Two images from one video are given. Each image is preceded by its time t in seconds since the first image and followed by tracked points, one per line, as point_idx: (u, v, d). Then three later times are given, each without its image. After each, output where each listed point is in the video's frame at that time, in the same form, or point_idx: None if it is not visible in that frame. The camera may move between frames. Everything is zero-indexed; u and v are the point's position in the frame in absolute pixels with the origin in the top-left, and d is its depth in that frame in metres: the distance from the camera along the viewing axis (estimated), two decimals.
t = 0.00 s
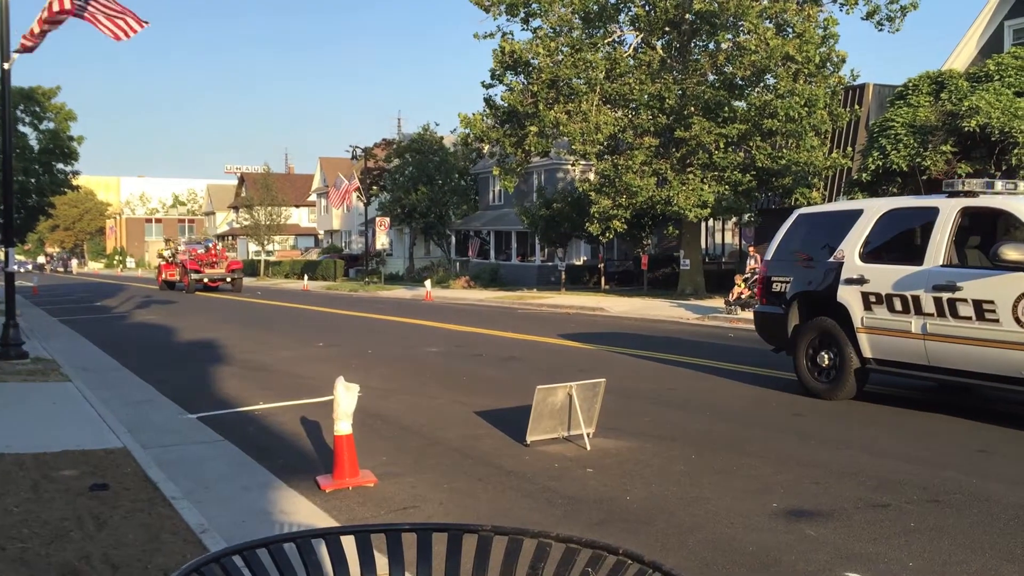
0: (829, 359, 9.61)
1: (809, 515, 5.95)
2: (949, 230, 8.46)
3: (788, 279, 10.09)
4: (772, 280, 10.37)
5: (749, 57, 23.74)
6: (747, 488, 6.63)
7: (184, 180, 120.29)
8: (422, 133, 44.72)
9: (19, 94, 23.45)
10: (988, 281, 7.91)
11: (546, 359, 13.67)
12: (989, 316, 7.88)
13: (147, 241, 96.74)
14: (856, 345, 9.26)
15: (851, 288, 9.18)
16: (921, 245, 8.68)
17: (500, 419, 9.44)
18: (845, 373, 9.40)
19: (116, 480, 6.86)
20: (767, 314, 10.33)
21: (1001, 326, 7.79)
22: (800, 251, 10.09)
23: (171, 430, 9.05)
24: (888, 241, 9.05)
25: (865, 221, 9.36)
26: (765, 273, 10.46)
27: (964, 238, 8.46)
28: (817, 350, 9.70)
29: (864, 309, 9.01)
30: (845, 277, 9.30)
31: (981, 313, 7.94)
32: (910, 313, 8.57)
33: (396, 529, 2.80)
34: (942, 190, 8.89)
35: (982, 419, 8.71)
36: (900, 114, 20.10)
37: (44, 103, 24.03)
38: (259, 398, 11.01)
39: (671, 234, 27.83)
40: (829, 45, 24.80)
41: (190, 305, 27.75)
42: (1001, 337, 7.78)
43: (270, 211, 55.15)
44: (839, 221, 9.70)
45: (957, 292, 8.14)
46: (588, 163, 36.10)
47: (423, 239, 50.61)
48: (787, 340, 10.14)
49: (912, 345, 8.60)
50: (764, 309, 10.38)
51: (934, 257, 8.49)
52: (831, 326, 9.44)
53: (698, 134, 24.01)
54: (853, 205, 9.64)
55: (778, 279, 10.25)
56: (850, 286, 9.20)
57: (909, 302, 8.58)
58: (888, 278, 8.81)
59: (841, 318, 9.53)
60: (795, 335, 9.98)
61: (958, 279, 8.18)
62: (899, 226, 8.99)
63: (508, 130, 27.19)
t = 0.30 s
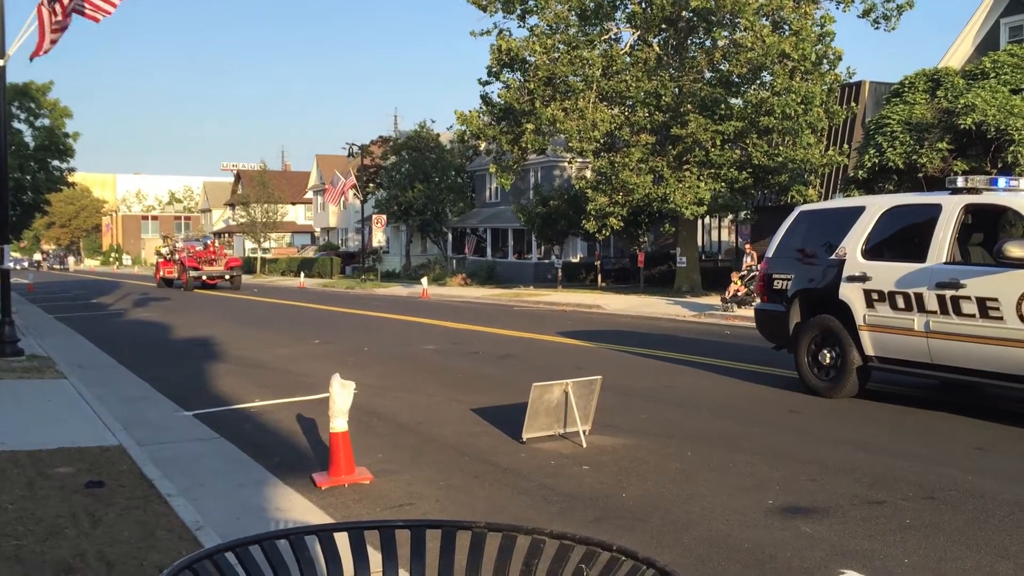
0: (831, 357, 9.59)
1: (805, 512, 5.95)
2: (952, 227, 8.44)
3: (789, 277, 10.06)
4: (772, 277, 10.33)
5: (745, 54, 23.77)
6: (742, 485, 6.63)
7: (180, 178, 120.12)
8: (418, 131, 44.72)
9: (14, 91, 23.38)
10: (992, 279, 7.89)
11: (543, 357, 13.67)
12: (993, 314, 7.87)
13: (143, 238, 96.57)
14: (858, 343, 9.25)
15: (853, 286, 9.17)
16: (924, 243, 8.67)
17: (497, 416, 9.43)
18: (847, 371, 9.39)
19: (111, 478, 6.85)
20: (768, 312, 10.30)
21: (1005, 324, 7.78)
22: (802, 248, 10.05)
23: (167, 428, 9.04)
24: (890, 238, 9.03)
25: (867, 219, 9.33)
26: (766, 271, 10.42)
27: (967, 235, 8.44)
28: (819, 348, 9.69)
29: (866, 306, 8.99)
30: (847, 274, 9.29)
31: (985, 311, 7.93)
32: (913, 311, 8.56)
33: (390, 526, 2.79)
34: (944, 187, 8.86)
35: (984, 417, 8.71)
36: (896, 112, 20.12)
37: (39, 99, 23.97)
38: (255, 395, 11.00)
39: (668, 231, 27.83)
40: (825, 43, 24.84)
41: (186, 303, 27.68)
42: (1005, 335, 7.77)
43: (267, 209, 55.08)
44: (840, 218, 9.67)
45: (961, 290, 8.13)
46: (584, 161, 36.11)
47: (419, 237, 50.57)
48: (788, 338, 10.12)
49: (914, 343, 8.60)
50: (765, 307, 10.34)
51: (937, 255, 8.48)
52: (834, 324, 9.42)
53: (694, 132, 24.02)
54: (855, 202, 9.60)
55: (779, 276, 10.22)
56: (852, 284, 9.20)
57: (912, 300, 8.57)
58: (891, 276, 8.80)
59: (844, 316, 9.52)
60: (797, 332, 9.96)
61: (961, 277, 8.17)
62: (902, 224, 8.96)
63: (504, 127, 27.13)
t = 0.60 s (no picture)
0: (834, 351, 9.55)
1: (804, 506, 5.95)
2: (957, 222, 8.41)
3: (793, 270, 10.00)
4: (775, 272, 10.26)
5: (744, 47, 23.73)
6: (741, 479, 6.63)
7: (178, 173, 119.92)
8: (417, 125, 44.71)
9: (10, 85, 23.28)
10: (998, 273, 7.87)
11: (541, 351, 13.65)
12: (999, 307, 7.86)
13: (141, 233, 96.24)
14: (863, 337, 9.21)
15: (857, 280, 9.15)
16: (929, 236, 8.64)
17: (495, 410, 9.43)
18: (850, 365, 9.35)
19: (110, 473, 6.84)
20: (771, 307, 10.23)
21: (1011, 317, 7.77)
22: (805, 242, 9.99)
23: (165, 422, 9.03)
24: (895, 232, 9.00)
25: (871, 212, 9.30)
26: (769, 265, 10.35)
27: (973, 228, 8.43)
28: (823, 342, 9.64)
29: (871, 300, 8.97)
30: (851, 268, 9.26)
31: (991, 304, 7.92)
32: (918, 305, 8.55)
33: (388, 521, 2.78)
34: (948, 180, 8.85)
35: (988, 411, 8.71)
36: (895, 105, 20.10)
37: (36, 94, 23.90)
38: (254, 390, 10.98)
39: (667, 225, 27.80)
40: (824, 37, 24.80)
41: (183, 298, 27.61)
42: (1011, 328, 7.77)
43: (265, 203, 55.00)
44: (844, 211, 9.63)
45: (966, 283, 8.11)
46: (583, 155, 36.08)
47: (418, 231, 50.52)
48: (791, 333, 10.07)
49: (919, 337, 8.59)
50: (768, 301, 10.27)
51: (943, 248, 8.46)
52: (839, 317, 9.38)
53: (693, 126, 23.99)
54: (859, 195, 9.55)
55: (783, 270, 10.15)
56: (856, 278, 9.17)
57: (916, 294, 8.55)
58: (896, 270, 8.78)
59: (848, 310, 9.49)
60: (801, 327, 9.91)
61: (967, 270, 8.14)
62: (907, 218, 8.93)
63: (503, 121, 27.06)
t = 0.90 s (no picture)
0: (840, 346, 9.52)
1: (804, 500, 5.95)
2: (964, 215, 8.37)
3: (797, 265, 9.91)
4: (780, 266, 10.17)
5: (744, 41, 23.69)
6: (742, 473, 6.63)
7: (177, 169, 119.78)
8: (416, 120, 44.74)
9: (8, 81, 23.23)
10: (1005, 267, 7.86)
11: (541, 346, 13.64)
12: (1007, 301, 7.85)
13: (141, 229, 96.06)
14: (868, 331, 9.18)
15: (863, 274, 9.10)
16: (936, 230, 8.60)
17: (495, 406, 9.42)
18: (856, 359, 9.33)
19: (109, 469, 6.83)
20: (776, 302, 10.14)
21: (1019, 311, 7.76)
22: (810, 236, 9.93)
23: (164, 419, 9.02)
24: (902, 225, 8.96)
25: (878, 205, 9.25)
26: (774, 259, 10.25)
27: (980, 221, 8.34)
28: (828, 337, 9.62)
29: (877, 294, 8.94)
30: (857, 262, 9.20)
31: (998, 298, 7.91)
32: (925, 299, 8.52)
33: (387, 517, 2.77)
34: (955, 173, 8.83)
35: (994, 405, 8.70)
36: (895, 99, 20.07)
37: (34, 89, 23.85)
38: (254, 386, 10.97)
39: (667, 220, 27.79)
40: (823, 30, 24.75)
41: (183, 293, 27.59)
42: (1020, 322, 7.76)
43: (264, 199, 54.96)
44: (850, 204, 9.59)
45: (975, 277, 8.09)
46: (583, 150, 36.05)
47: (418, 226, 50.49)
48: (796, 328, 10.01)
49: (926, 332, 8.56)
50: (773, 296, 10.17)
51: (950, 241, 8.42)
52: (845, 312, 9.34)
53: (692, 120, 23.98)
54: (865, 188, 9.51)
55: (787, 264, 10.06)
56: (862, 272, 9.11)
57: (924, 288, 8.53)
58: (903, 263, 8.74)
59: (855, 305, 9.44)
60: (806, 322, 9.86)
61: (975, 264, 8.13)
62: (914, 210, 8.90)
63: (502, 116, 27.01)
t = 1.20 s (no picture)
0: (848, 342, 9.48)
1: (805, 496, 5.94)
2: (973, 210, 8.36)
3: (804, 261, 9.92)
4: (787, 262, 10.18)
5: (743, 37, 23.66)
6: (742, 469, 6.63)
7: (177, 168, 119.78)
8: (415, 117, 44.80)
9: (8, 80, 23.23)
10: (1015, 262, 7.83)
11: (542, 343, 13.63)
12: (1017, 297, 7.81)
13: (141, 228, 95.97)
14: (877, 328, 9.14)
15: (871, 269, 9.08)
16: (945, 224, 8.58)
17: (496, 403, 9.42)
18: (865, 356, 9.28)
19: (110, 467, 6.84)
20: (783, 297, 10.16)
21: None
22: (817, 231, 9.92)
23: (165, 417, 9.03)
24: (911, 220, 8.94)
25: (886, 200, 9.23)
26: (781, 255, 10.27)
27: (989, 216, 8.33)
28: (836, 333, 9.57)
29: (886, 290, 8.91)
30: (865, 257, 9.18)
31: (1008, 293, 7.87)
32: (934, 295, 8.49)
33: (388, 514, 2.77)
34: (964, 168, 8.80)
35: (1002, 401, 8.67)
36: (895, 94, 20.04)
37: (33, 88, 23.83)
38: (255, 384, 10.97)
39: (668, 216, 27.76)
40: (822, 26, 24.70)
41: (184, 292, 27.59)
42: None
43: (264, 197, 54.96)
44: (858, 198, 9.57)
45: (984, 272, 8.06)
46: (583, 147, 36.04)
47: (418, 224, 50.47)
48: (804, 323, 9.99)
49: (935, 328, 8.52)
50: (781, 291, 10.20)
51: (959, 237, 8.40)
52: (854, 308, 9.30)
53: (692, 116, 23.99)
54: (873, 183, 9.48)
55: (794, 260, 10.07)
56: (870, 268, 9.10)
57: (933, 283, 8.49)
58: (912, 259, 8.71)
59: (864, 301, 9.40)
60: (814, 318, 9.83)
61: (985, 259, 8.08)
62: (922, 205, 8.88)
63: (502, 113, 26.98)
